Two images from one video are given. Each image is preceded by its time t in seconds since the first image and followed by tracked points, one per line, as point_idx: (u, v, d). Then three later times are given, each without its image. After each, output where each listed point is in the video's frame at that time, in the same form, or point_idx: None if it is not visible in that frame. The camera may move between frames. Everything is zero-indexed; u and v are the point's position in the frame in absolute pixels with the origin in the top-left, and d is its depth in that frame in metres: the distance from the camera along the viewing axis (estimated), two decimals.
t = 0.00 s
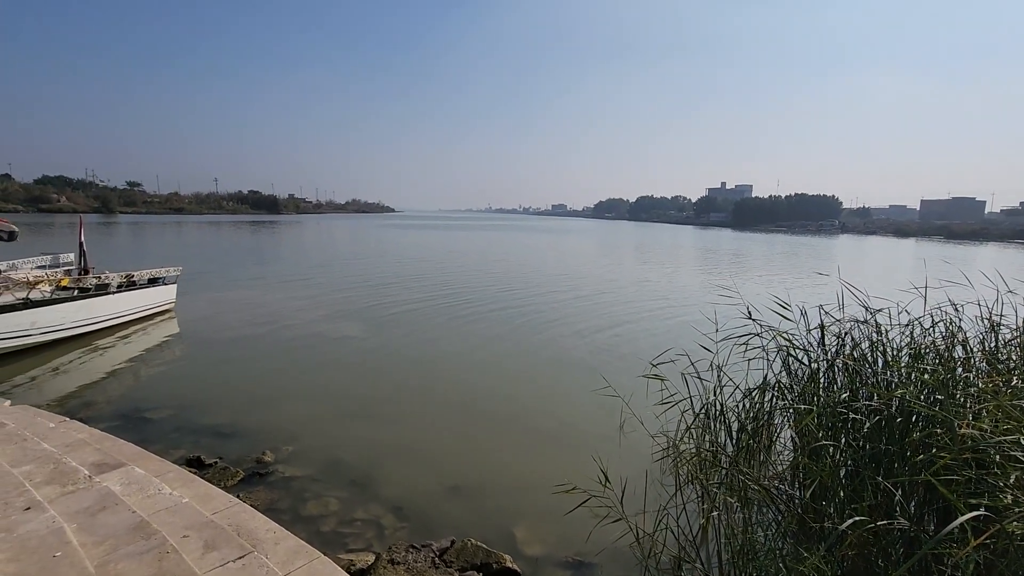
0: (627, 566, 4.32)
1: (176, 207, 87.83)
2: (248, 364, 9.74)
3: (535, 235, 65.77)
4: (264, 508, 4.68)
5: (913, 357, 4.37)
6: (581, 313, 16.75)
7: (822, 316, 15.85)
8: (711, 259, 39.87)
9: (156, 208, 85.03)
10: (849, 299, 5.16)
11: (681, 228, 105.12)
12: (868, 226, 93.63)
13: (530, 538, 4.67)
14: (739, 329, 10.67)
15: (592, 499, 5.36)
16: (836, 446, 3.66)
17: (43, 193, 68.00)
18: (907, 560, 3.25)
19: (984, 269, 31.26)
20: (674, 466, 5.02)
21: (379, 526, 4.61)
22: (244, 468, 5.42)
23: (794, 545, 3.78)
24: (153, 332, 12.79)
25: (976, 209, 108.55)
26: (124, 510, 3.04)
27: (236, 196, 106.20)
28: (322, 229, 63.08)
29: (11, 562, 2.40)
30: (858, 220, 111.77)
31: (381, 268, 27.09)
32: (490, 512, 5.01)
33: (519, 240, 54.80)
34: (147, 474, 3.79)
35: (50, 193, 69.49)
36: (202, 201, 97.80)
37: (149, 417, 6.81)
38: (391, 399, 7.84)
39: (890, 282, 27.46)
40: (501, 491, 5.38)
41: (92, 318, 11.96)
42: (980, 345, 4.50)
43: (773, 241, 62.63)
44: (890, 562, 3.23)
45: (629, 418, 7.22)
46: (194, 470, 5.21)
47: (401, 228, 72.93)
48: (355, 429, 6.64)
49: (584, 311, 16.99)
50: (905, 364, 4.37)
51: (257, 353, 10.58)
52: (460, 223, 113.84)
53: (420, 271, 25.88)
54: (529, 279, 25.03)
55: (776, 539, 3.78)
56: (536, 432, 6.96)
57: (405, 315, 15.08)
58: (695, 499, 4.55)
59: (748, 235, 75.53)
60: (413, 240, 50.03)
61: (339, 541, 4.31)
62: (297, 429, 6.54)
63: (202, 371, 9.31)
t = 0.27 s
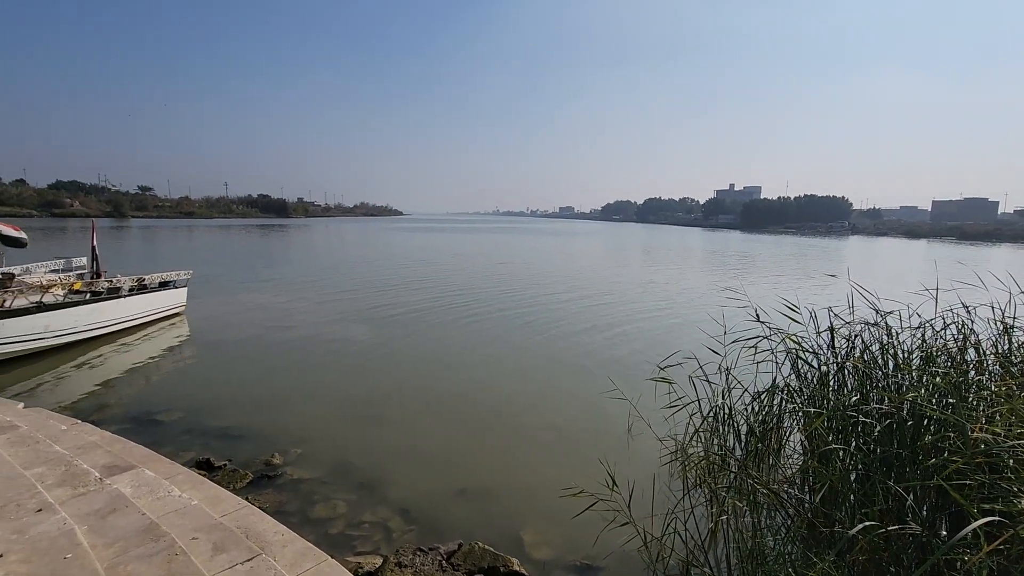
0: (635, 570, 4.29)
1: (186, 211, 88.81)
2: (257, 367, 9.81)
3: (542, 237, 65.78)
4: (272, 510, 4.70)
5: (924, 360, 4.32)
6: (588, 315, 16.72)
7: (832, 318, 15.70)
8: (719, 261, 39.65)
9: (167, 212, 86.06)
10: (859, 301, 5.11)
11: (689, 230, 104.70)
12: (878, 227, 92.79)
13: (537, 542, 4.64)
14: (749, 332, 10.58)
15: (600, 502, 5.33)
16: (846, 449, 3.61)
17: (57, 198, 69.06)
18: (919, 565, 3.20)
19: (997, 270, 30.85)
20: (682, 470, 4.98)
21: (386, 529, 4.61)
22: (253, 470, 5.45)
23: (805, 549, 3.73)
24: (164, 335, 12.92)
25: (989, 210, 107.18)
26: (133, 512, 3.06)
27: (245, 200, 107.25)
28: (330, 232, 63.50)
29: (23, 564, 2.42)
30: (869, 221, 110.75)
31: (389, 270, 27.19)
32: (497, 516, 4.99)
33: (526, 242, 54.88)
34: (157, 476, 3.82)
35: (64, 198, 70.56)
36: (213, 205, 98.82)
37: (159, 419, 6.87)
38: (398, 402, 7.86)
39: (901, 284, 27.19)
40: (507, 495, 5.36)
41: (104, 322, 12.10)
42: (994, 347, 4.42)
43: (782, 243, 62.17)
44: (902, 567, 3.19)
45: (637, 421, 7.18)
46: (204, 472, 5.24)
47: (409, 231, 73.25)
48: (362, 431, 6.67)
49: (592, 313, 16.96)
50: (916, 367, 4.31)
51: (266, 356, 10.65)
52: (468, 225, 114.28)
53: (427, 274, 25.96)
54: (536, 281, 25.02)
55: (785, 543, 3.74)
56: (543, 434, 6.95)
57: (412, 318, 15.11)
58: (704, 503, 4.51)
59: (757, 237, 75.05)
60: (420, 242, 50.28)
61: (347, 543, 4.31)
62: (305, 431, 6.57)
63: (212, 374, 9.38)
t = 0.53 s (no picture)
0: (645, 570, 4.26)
1: (197, 214, 89.80)
2: (267, 368, 9.89)
3: (549, 237, 65.76)
4: (283, 510, 4.73)
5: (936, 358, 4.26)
6: (595, 314, 16.67)
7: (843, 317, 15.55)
8: (727, 259, 39.41)
9: (178, 215, 87.08)
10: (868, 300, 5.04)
11: (697, 229, 104.09)
12: (889, 225, 91.73)
13: (546, 541, 4.63)
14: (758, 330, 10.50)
15: (608, 501, 5.31)
16: (858, 448, 3.57)
17: (70, 202, 70.03)
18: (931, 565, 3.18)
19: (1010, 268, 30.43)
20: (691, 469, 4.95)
21: (396, 528, 4.62)
22: (264, 470, 5.49)
23: (816, 549, 3.69)
24: (175, 337, 13.05)
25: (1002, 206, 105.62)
26: (147, 511, 3.09)
27: (254, 203, 108.16)
28: (338, 234, 63.91)
29: (39, 562, 2.44)
30: (879, 218, 109.40)
31: (396, 271, 27.30)
32: (506, 515, 4.98)
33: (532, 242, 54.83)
34: (170, 476, 3.86)
35: (77, 201, 71.54)
36: (222, 208, 99.79)
37: (171, 420, 6.94)
38: (406, 402, 7.90)
39: (911, 282, 26.88)
40: (515, 494, 5.36)
41: (116, 324, 12.25)
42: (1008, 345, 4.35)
43: (790, 241, 61.73)
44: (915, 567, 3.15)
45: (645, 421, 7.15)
46: (216, 472, 5.29)
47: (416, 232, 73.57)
48: (371, 431, 6.70)
49: (599, 313, 16.93)
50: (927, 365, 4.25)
51: (276, 357, 10.73)
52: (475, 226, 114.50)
53: (434, 275, 26.03)
54: (543, 281, 25.00)
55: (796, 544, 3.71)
56: (551, 435, 6.93)
57: (420, 319, 15.16)
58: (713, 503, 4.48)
59: (765, 235, 74.54)
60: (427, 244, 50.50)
61: (357, 543, 4.33)
62: (315, 432, 6.61)
63: (222, 375, 9.47)
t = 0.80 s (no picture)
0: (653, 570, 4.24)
1: (205, 215, 90.60)
2: (275, 369, 9.96)
3: (554, 235, 65.71)
4: (292, 510, 4.76)
5: (945, 356, 4.20)
6: (601, 314, 16.63)
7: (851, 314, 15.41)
8: (733, 257, 39.17)
9: (187, 217, 87.91)
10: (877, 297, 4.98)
11: (703, 227, 103.54)
12: (898, 221, 90.78)
13: (553, 541, 4.62)
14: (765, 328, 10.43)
15: (615, 501, 5.29)
16: (866, 447, 3.53)
17: (80, 204, 70.81)
18: (943, 565, 3.14)
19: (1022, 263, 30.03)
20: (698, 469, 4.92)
21: (403, 528, 4.63)
22: (272, 470, 5.52)
23: (825, 549, 3.66)
24: (184, 338, 13.16)
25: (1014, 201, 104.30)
26: (157, 512, 3.11)
27: (262, 204, 108.93)
28: (344, 234, 64.22)
29: (50, 563, 2.45)
30: (889, 214, 108.29)
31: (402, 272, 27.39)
32: (513, 516, 4.97)
33: (537, 241, 54.78)
34: (179, 477, 3.89)
35: (87, 204, 72.35)
36: (231, 210, 100.34)
37: (181, 421, 7.00)
38: (412, 402, 7.92)
39: (921, 279, 26.62)
40: (522, 494, 5.35)
41: (126, 326, 12.37)
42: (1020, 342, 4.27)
43: (798, 238, 61.26)
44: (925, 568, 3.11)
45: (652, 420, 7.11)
46: (225, 473, 5.33)
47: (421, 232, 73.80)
48: (378, 431, 6.72)
49: (605, 312, 16.89)
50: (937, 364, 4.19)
51: (283, 357, 10.81)
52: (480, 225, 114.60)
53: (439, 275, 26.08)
54: (548, 280, 25.00)
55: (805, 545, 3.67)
56: (558, 434, 6.91)
57: (426, 319, 15.20)
58: (721, 502, 4.45)
59: (773, 232, 74.04)
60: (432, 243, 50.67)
61: (364, 543, 4.35)
62: (323, 432, 6.65)
63: (231, 376, 9.55)
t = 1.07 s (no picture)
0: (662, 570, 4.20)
1: (213, 217, 91.43)
2: (283, 369, 10.01)
3: (560, 234, 65.66)
4: (301, 510, 4.79)
5: (956, 354, 4.14)
6: (608, 313, 16.60)
7: (860, 313, 15.27)
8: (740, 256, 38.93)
9: (195, 219, 88.74)
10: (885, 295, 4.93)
11: (710, 225, 103.01)
12: (908, 217, 89.86)
13: (562, 541, 4.59)
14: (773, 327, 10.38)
15: (622, 501, 5.28)
16: (876, 446, 3.49)
17: (91, 207, 71.62)
18: (954, 565, 3.10)
19: None
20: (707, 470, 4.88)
21: (411, 528, 4.64)
22: (281, 470, 5.55)
23: (835, 549, 3.63)
24: (194, 340, 13.27)
25: None
26: (167, 512, 3.14)
27: (269, 206, 109.65)
28: (350, 235, 64.52)
29: (62, 563, 2.47)
30: (899, 211, 107.18)
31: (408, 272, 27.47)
32: (521, 516, 4.96)
33: (543, 241, 54.73)
34: (189, 477, 3.92)
35: (97, 207, 73.20)
36: (239, 211, 101.10)
37: (191, 422, 7.06)
38: (419, 402, 7.94)
39: (931, 276, 26.34)
40: (530, 494, 5.35)
41: (137, 327, 12.49)
42: None
43: (805, 236, 60.86)
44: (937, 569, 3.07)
45: (659, 419, 7.09)
46: (234, 473, 5.36)
47: (427, 232, 73.97)
48: (386, 432, 6.74)
49: (612, 311, 16.85)
50: (948, 362, 4.14)
51: (292, 358, 10.87)
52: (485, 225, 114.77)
53: (445, 275, 26.11)
54: (554, 280, 24.97)
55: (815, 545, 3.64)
56: (564, 434, 6.90)
57: (432, 319, 15.22)
58: (730, 502, 4.43)
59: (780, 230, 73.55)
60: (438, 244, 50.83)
61: (373, 542, 4.36)
62: (330, 432, 6.67)
63: (240, 377, 9.62)
